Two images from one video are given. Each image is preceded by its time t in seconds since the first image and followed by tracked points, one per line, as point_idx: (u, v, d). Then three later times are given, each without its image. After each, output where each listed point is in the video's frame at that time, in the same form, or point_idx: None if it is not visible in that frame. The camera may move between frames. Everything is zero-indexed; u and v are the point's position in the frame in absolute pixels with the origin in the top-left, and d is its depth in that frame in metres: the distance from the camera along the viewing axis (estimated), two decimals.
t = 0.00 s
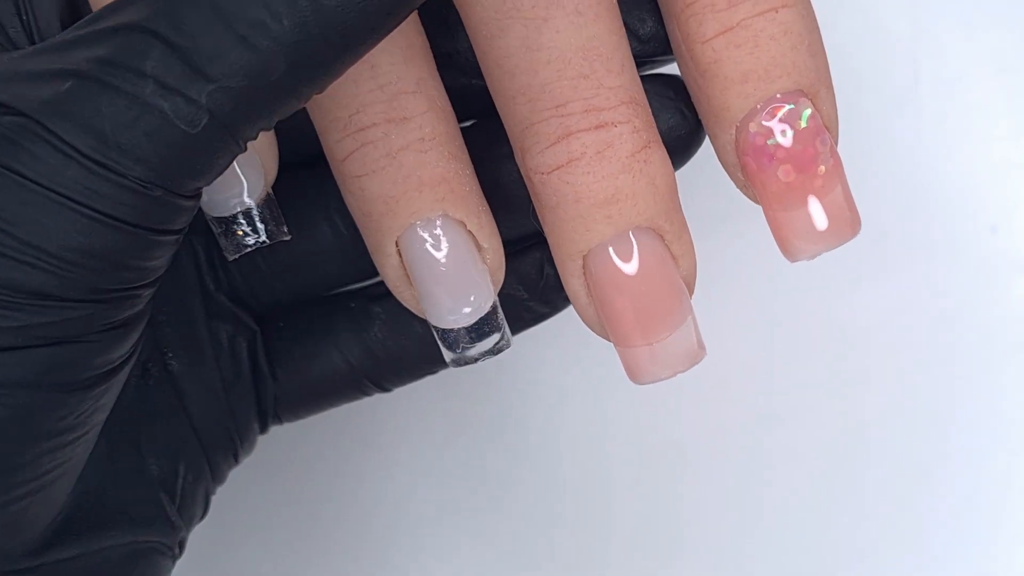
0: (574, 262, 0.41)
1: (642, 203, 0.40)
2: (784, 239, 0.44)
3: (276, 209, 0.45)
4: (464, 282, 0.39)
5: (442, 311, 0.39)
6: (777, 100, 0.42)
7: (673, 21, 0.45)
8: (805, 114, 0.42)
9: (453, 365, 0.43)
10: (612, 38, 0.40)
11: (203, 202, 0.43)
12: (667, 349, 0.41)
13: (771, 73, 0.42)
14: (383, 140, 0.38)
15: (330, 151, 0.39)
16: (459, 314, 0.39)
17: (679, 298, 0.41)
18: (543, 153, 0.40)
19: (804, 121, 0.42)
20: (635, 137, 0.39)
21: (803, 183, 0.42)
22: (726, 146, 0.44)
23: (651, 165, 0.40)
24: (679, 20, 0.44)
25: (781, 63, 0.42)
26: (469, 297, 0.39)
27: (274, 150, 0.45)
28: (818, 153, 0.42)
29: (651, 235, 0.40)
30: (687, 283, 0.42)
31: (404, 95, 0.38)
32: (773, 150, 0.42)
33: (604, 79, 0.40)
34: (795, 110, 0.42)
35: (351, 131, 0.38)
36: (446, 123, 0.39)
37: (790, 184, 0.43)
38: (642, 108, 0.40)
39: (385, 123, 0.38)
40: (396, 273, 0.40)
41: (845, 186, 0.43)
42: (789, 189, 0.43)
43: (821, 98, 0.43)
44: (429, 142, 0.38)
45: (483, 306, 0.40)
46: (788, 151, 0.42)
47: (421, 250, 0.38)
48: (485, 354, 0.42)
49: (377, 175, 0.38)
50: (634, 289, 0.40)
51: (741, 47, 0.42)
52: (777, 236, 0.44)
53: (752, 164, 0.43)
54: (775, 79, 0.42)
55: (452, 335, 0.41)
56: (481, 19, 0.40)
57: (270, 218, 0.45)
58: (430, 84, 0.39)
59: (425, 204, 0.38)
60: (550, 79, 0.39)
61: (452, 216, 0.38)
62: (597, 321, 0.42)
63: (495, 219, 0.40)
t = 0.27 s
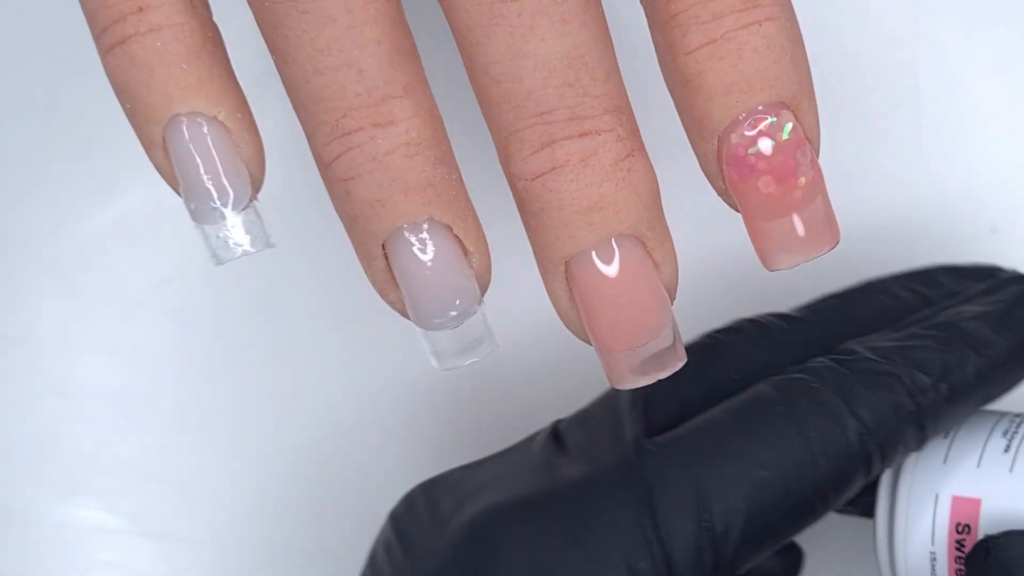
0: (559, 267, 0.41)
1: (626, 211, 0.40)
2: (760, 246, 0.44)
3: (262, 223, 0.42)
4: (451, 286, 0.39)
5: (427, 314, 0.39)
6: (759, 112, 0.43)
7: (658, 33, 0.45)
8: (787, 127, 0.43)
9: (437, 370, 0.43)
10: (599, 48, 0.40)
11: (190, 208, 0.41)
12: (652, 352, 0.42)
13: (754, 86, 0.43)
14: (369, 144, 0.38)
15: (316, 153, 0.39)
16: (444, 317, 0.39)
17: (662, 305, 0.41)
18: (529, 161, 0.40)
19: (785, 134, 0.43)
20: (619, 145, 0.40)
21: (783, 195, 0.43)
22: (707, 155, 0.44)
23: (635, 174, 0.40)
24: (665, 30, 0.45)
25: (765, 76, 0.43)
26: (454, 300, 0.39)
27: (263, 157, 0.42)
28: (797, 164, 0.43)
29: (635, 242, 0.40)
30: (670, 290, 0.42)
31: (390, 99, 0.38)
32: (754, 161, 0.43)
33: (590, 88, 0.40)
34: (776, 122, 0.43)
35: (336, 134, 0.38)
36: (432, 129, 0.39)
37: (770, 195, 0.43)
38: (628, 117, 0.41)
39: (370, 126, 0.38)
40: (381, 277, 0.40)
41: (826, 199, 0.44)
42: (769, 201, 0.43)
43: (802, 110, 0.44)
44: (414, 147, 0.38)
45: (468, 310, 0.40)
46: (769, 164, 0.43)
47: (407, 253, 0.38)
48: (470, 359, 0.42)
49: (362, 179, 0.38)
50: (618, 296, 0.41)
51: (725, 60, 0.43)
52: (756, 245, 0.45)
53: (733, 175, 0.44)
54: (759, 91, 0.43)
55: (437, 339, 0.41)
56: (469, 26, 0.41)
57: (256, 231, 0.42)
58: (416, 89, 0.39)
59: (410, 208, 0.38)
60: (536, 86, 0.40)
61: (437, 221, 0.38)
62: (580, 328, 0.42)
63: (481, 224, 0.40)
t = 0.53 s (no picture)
0: (561, 266, 0.41)
1: (628, 210, 0.40)
2: (761, 245, 0.44)
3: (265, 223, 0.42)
4: (453, 287, 0.39)
5: (429, 314, 0.39)
6: (761, 111, 0.43)
7: (659, 32, 0.45)
8: (788, 125, 0.43)
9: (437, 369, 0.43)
10: (601, 48, 0.40)
11: (192, 208, 0.42)
12: (654, 350, 0.42)
13: (755, 85, 0.43)
14: (371, 143, 0.38)
15: (318, 152, 0.40)
16: (446, 317, 0.39)
17: (663, 305, 0.41)
18: (532, 160, 0.40)
19: (787, 132, 0.43)
20: (621, 145, 0.40)
21: (784, 194, 0.43)
22: (709, 155, 0.44)
23: (637, 174, 0.40)
24: (666, 30, 0.45)
25: (765, 75, 0.43)
26: (456, 300, 0.39)
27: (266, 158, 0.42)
28: (799, 163, 0.43)
29: (637, 241, 0.40)
30: (671, 289, 0.42)
31: (392, 99, 0.38)
32: (755, 161, 0.43)
33: (592, 87, 0.40)
34: (778, 121, 0.43)
35: (338, 134, 0.39)
36: (434, 128, 0.39)
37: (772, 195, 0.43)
38: (629, 116, 0.41)
39: (373, 125, 0.38)
40: (383, 276, 0.40)
41: (827, 196, 0.44)
42: (771, 200, 0.43)
43: (804, 108, 0.44)
44: (417, 146, 0.38)
45: (471, 310, 0.40)
46: (771, 163, 0.43)
47: (409, 253, 0.38)
48: (470, 360, 0.42)
49: (365, 178, 0.38)
50: (620, 296, 0.41)
51: (727, 59, 0.43)
52: (758, 244, 0.45)
53: (735, 174, 0.44)
54: (759, 90, 0.43)
55: (438, 338, 0.41)
56: (471, 26, 0.41)
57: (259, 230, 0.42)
58: (418, 89, 0.39)
59: (413, 208, 0.38)
60: (538, 86, 0.40)
61: (440, 221, 0.38)
62: (582, 326, 0.43)
63: (483, 223, 0.40)
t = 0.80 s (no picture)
0: (563, 266, 0.41)
1: (630, 210, 0.40)
2: (763, 245, 0.45)
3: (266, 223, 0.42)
4: (455, 288, 0.39)
5: (431, 313, 0.39)
6: (762, 111, 0.43)
7: (660, 32, 0.45)
8: (789, 125, 0.43)
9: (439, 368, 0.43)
10: (602, 48, 0.40)
11: (194, 208, 0.42)
12: (656, 350, 0.42)
13: (756, 85, 0.43)
14: (372, 144, 0.38)
15: (319, 152, 0.39)
16: (448, 317, 0.40)
17: (665, 304, 0.41)
18: (533, 160, 0.40)
19: (789, 132, 0.43)
20: (623, 145, 0.40)
21: (786, 194, 0.43)
22: (711, 155, 0.44)
23: (638, 173, 0.40)
24: (667, 30, 0.45)
25: (767, 75, 0.43)
26: (458, 300, 0.39)
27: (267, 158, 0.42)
28: (800, 163, 0.43)
29: (639, 241, 0.40)
30: (673, 288, 0.42)
31: (393, 99, 0.38)
32: (757, 161, 0.43)
33: (593, 87, 0.40)
34: (779, 121, 0.43)
35: (339, 133, 0.39)
36: (435, 129, 0.39)
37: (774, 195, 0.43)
38: (631, 116, 0.41)
39: (374, 125, 0.38)
40: (385, 276, 0.40)
41: (828, 195, 0.44)
42: (773, 200, 0.43)
43: (805, 108, 0.44)
44: (418, 146, 0.38)
45: (471, 309, 0.40)
46: (773, 164, 0.43)
47: (410, 253, 0.38)
48: (473, 358, 0.42)
49: (366, 179, 0.38)
50: (622, 295, 0.41)
51: (728, 59, 0.43)
52: (759, 244, 0.45)
53: (737, 175, 0.44)
54: (761, 90, 0.43)
55: (439, 336, 0.41)
56: (472, 25, 0.41)
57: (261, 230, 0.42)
58: (419, 89, 0.39)
59: (414, 208, 0.38)
60: (539, 85, 0.40)
61: (442, 221, 0.38)
62: (584, 326, 0.43)
63: (484, 223, 0.40)
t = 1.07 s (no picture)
0: (563, 265, 0.41)
1: (630, 209, 0.40)
2: (762, 244, 0.45)
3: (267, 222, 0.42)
4: (456, 287, 0.39)
5: (431, 313, 0.40)
6: (762, 111, 0.43)
7: (661, 32, 0.45)
8: (790, 125, 0.43)
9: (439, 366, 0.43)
10: (603, 47, 0.40)
11: (195, 208, 0.42)
12: (656, 349, 0.42)
13: (756, 84, 0.43)
14: (373, 143, 0.38)
15: (320, 152, 0.39)
16: (449, 315, 0.40)
17: (666, 302, 0.41)
18: (533, 159, 0.40)
19: (789, 131, 0.43)
20: (623, 144, 0.40)
21: (786, 193, 0.43)
22: (711, 155, 0.44)
23: (639, 172, 0.40)
24: (667, 29, 0.45)
25: (767, 74, 0.43)
26: (458, 299, 0.39)
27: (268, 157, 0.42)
28: (800, 163, 0.43)
29: (639, 240, 0.40)
30: (673, 287, 0.42)
31: (394, 99, 0.38)
32: (757, 160, 0.43)
33: (593, 87, 0.40)
34: (779, 121, 0.43)
35: (340, 133, 0.38)
36: (435, 128, 0.39)
37: (774, 194, 0.44)
38: (631, 115, 0.41)
39: (375, 125, 0.38)
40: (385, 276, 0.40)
41: (829, 195, 0.44)
42: (773, 199, 0.44)
43: (805, 107, 0.44)
44: (418, 146, 0.38)
45: (472, 308, 0.40)
46: (773, 163, 0.43)
47: (410, 253, 0.38)
48: (473, 355, 0.42)
49: (367, 178, 0.38)
50: (623, 294, 0.41)
51: (729, 58, 0.43)
52: (759, 243, 0.45)
53: (737, 174, 0.44)
54: (761, 89, 0.43)
55: (439, 334, 0.41)
56: (472, 25, 0.41)
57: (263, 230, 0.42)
58: (419, 88, 0.39)
59: (415, 208, 0.38)
60: (540, 85, 0.40)
61: (442, 220, 0.38)
62: (585, 325, 0.43)
63: (485, 222, 0.40)
